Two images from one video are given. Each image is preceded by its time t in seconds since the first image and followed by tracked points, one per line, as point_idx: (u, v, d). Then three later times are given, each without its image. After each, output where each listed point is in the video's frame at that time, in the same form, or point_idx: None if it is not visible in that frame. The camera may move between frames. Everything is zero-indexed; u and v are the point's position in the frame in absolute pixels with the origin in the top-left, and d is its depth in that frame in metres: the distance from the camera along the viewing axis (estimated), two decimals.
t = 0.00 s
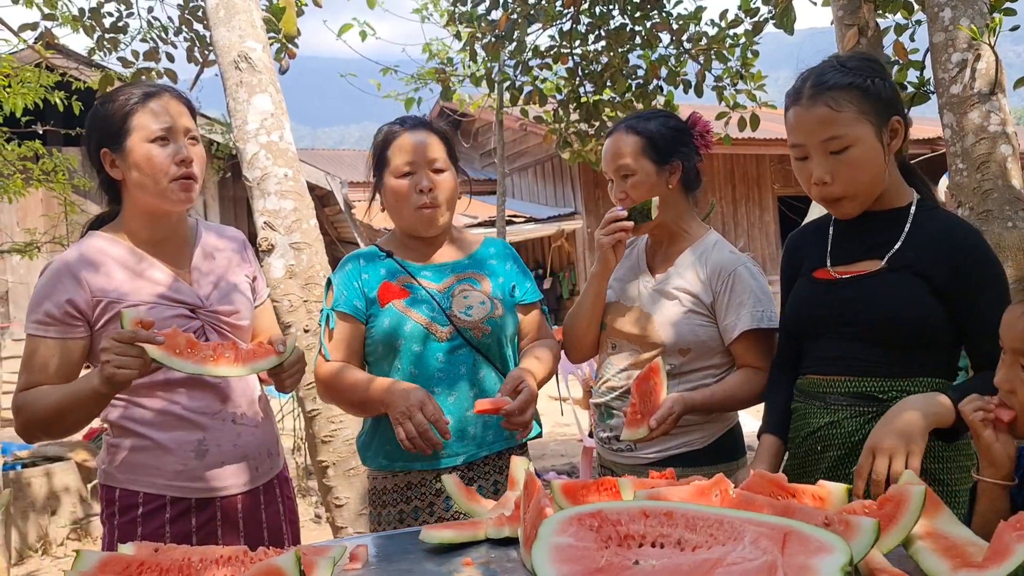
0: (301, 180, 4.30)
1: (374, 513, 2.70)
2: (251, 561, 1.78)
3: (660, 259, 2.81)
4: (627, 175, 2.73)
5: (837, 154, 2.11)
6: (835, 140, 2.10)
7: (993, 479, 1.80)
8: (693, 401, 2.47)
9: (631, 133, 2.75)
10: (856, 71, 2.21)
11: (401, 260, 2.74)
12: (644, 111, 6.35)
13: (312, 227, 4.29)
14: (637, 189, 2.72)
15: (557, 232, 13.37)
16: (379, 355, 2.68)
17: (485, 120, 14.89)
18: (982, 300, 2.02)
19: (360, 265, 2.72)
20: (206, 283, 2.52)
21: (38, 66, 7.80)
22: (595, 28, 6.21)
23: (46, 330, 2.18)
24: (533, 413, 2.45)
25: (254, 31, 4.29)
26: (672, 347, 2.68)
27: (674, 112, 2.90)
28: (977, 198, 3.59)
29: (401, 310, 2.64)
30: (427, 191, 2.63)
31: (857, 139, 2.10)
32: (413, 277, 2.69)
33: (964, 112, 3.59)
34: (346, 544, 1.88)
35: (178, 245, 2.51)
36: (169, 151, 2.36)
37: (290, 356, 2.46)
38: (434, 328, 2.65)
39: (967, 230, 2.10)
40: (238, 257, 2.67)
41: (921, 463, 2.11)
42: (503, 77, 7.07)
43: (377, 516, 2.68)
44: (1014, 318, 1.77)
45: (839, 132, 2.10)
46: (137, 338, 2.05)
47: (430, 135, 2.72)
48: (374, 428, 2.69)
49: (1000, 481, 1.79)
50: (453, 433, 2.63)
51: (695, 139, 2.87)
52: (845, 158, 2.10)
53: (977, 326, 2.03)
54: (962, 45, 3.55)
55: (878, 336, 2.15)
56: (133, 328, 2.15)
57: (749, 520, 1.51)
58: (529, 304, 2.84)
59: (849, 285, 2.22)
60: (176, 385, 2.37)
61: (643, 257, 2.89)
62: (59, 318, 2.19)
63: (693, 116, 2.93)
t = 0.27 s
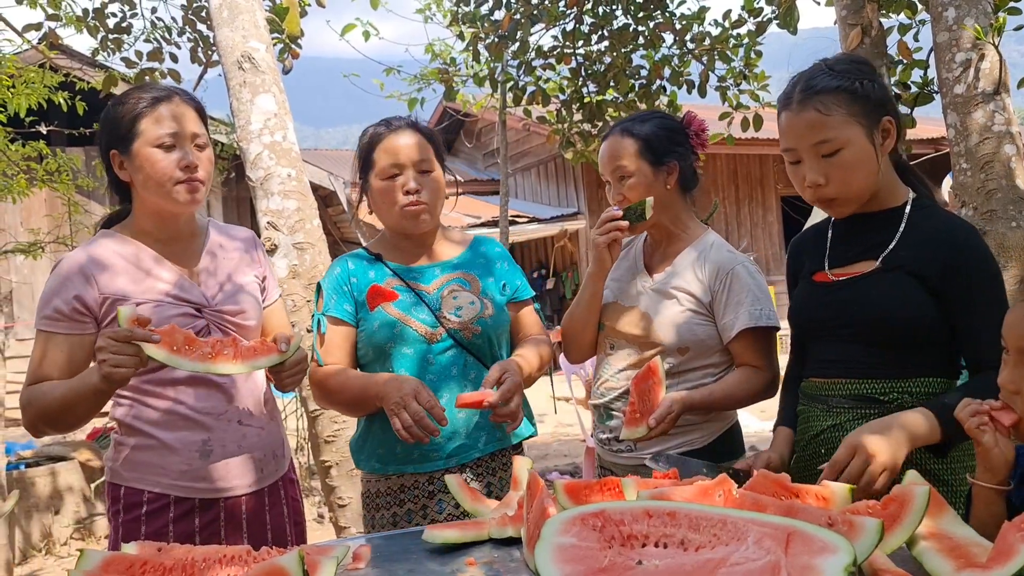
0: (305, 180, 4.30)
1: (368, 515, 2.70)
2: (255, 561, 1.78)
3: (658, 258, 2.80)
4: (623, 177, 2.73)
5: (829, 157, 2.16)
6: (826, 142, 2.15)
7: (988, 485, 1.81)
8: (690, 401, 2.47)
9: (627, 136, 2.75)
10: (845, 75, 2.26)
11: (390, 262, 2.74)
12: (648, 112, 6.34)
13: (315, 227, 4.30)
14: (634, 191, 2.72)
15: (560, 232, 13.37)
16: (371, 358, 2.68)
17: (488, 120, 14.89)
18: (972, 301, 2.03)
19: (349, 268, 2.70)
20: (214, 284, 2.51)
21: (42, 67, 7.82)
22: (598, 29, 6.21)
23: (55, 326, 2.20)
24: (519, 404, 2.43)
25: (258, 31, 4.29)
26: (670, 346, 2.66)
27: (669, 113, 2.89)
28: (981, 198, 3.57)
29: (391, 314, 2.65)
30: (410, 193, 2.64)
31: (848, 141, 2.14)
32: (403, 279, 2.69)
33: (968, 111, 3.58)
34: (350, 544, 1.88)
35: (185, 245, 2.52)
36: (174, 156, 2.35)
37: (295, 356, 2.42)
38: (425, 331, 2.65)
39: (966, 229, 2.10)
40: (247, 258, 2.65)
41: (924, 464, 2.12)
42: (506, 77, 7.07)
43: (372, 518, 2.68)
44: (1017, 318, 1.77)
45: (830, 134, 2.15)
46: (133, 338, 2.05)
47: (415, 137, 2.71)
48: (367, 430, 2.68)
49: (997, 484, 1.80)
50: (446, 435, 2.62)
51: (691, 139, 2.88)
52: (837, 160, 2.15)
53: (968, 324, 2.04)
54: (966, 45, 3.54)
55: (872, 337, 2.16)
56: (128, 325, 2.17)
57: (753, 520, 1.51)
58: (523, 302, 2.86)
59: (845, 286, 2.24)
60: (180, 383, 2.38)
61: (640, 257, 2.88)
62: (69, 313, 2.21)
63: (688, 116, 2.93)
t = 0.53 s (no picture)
0: (307, 181, 4.30)
1: (370, 518, 2.70)
2: (257, 560, 1.79)
3: (656, 259, 2.80)
4: (627, 177, 2.72)
5: (828, 159, 2.17)
6: (825, 144, 2.16)
7: (983, 483, 1.83)
8: (686, 397, 2.47)
9: (630, 136, 2.75)
10: (845, 76, 2.26)
11: (383, 267, 2.74)
12: (650, 112, 6.34)
13: (317, 228, 4.30)
14: (638, 190, 2.70)
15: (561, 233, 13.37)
16: (371, 364, 2.69)
17: (490, 121, 14.90)
18: (962, 301, 2.02)
19: (343, 275, 2.71)
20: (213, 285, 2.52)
21: (45, 67, 7.83)
22: (600, 29, 6.21)
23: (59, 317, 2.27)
24: (517, 403, 2.45)
25: (260, 32, 4.30)
26: (670, 346, 2.66)
27: (670, 114, 2.90)
28: (983, 198, 3.56)
29: (389, 319, 2.65)
30: (401, 195, 2.64)
31: (847, 142, 2.15)
32: (398, 284, 2.69)
33: (970, 112, 3.58)
34: (352, 544, 1.89)
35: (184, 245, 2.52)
36: (170, 171, 2.34)
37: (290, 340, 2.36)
38: (424, 335, 2.66)
39: (964, 228, 2.10)
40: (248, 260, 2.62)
41: (927, 463, 2.12)
42: (508, 78, 7.07)
43: (374, 520, 2.68)
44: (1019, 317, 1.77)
45: (829, 136, 2.16)
46: (117, 336, 2.06)
47: (400, 138, 2.71)
48: (366, 435, 2.68)
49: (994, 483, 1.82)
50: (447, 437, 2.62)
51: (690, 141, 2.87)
52: (836, 161, 2.15)
53: (951, 318, 2.04)
54: (968, 45, 3.54)
55: (870, 337, 2.17)
56: (106, 320, 2.15)
57: (754, 520, 1.51)
58: (515, 300, 2.86)
59: (845, 287, 2.25)
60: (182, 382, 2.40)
61: (638, 258, 2.88)
62: (74, 304, 2.29)
63: (688, 118, 2.94)
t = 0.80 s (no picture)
0: (308, 181, 4.31)
1: (374, 519, 2.69)
2: (256, 560, 1.79)
3: (656, 260, 2.80)
4: (633, 175, 2.72)
5: (829, 159, 2.17)
6: (826, 144, 2.16)
7: (982, 487, 1.83)
8: (695, 399, 2.48)
9: (636, 133, 2.76)
10: (847, 77, 2.26)
11: (382, 269, 2.74)
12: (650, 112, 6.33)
13: (318, 228, 4.31)
14: (644, 189, 2.70)
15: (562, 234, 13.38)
16: (373, 366, 2.69)
17: (491, 121, 14.90)
18: (960, 302, 2.02)
19: (341, 278, 2.70)
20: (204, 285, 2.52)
21: (46, 68, 7.85)
22: (600, 29, 6.22)
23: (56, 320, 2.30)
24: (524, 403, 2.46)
25: (260, 33, 4.31)
26: (672, 346, 2.66)
27: (674, 115, 2.89)
28: (983, 198, 3.56)
29: (390, 321, 2.65)
30: (396, 199, 2.64)
31: (848, 142, 2.15)
32: (398, 285, 2.69)
33: (970, 112, 3.58)
34: (352, 544, 1.89)
35: (172, 250, 2.52)
36: (151, 183, 2.34)
37: (275, 342, 2.34)
38: (425, 336, 2.66)
39: (963, 228, 2.11)
40: (243, 261, 2.62)
41: (926, 463, 2.12)
42: (509, 78, 7.07)
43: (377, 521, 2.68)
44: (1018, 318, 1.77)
45: (829, 137, 2.16)
46: (92, 343, 2.10)
47: (393, 141, 2.72)
48: (369, 437, 2.67)
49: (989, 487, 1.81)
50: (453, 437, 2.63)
51: (692, 142, 2.87)
52: (837, 162, 2.16)
53: (947, 319, 2.04)
54: (968, 45, 3.54)
55: (870, 338, 2.17)
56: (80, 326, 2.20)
57: (752, 520, 1.51)
58: (512, 298, 2.86)
59: (845, 287, 2.25)
60: (180, 381, 2.41)
61: (637, 260, 2.88)
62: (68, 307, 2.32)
63: (690, 119, 2.93)
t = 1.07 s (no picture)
0: (310, 182, 4.32)
1: (378, 517, 2.70)
2: (258, 561, 1.80)
3: (659, 261, 2.81)
4: (638, 174, 2.71)
5: (831, 160, 2.17)
6: (828, 146, 2.16)
7: (989, 491, 1.83)
8: (702, 401, 2.47)
9: (641, 133, 2.76)
10: (850, 79, 2.26)
11: (391, 268, 2.75)
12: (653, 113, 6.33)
13: (320, 229, 4.31)
14: (649, 189, 2.70)
15: (565, 234, 13.38)
16: (380, 366, 2.69)
17: (493, 121, 14.91)
18: (963, 303, 2.02)
19: (351, 276, 2.70)
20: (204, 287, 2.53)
21: (49, 69, 7.86)
22: (602, 30, 6.22)
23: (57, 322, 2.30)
24: (527, 405, 2.46)
25: (263, 34, 4.32)
26: (676, 348, 2.66)
27: (678, 115, 2.89)
28: (986, 199, 3.56)
29: (398, 321, 2.66)
30: (400, 203, 2.63)
31: (850, 144, 2.15)
32: (406, 286, 2.69)
33: (973, 112, 3.58)
34: (354, 545, 1.90)
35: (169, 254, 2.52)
36: (149, 186, 2.35)
37: (275, 337, 2.38)
38: (433, 337, 2.67)
39: (966, 229, 2.11)
40: (243, 263, 2.63)
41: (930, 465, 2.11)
42: (511, 78, 7.07)
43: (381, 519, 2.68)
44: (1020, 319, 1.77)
45: (832, 139, 2.16)
46: (93, 340, 2.10)
47: (401, 143, 2.71)
48: (375, 435, 2.68)
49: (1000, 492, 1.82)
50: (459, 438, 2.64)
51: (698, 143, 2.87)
52: (839, 164, 2.16)
53: (951, 323, 2.04)
54: (970, 45, 3.54)
55: (872, 339, 2.18)
56: (80, 322, 2.23)
57: (755, 521, 1.51)
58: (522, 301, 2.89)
59: (847, 288, 2.25)
60: (183, 382, 2.42)
61: (640, 260, 2.89)
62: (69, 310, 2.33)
63: (695, 120, 2.93)
